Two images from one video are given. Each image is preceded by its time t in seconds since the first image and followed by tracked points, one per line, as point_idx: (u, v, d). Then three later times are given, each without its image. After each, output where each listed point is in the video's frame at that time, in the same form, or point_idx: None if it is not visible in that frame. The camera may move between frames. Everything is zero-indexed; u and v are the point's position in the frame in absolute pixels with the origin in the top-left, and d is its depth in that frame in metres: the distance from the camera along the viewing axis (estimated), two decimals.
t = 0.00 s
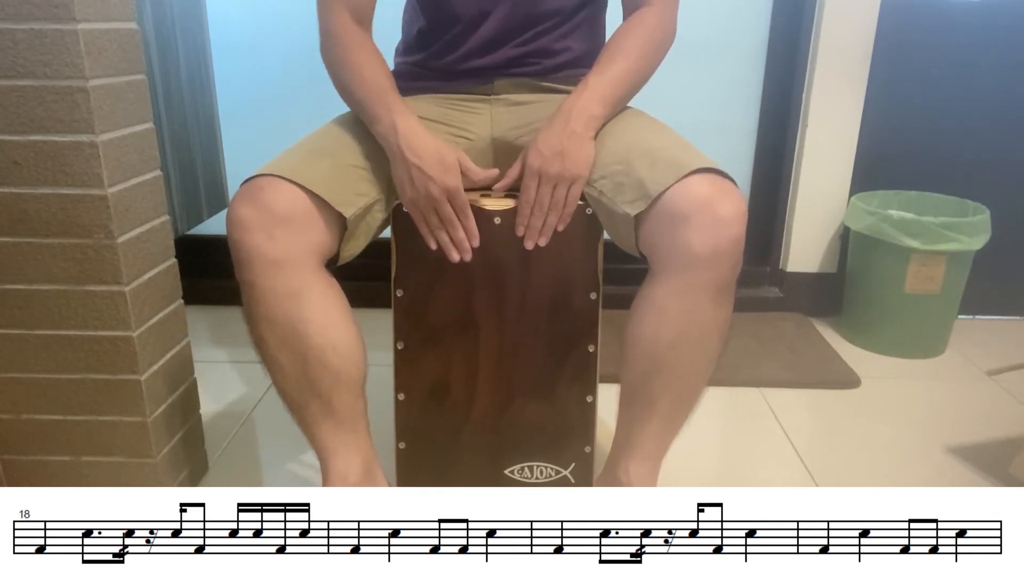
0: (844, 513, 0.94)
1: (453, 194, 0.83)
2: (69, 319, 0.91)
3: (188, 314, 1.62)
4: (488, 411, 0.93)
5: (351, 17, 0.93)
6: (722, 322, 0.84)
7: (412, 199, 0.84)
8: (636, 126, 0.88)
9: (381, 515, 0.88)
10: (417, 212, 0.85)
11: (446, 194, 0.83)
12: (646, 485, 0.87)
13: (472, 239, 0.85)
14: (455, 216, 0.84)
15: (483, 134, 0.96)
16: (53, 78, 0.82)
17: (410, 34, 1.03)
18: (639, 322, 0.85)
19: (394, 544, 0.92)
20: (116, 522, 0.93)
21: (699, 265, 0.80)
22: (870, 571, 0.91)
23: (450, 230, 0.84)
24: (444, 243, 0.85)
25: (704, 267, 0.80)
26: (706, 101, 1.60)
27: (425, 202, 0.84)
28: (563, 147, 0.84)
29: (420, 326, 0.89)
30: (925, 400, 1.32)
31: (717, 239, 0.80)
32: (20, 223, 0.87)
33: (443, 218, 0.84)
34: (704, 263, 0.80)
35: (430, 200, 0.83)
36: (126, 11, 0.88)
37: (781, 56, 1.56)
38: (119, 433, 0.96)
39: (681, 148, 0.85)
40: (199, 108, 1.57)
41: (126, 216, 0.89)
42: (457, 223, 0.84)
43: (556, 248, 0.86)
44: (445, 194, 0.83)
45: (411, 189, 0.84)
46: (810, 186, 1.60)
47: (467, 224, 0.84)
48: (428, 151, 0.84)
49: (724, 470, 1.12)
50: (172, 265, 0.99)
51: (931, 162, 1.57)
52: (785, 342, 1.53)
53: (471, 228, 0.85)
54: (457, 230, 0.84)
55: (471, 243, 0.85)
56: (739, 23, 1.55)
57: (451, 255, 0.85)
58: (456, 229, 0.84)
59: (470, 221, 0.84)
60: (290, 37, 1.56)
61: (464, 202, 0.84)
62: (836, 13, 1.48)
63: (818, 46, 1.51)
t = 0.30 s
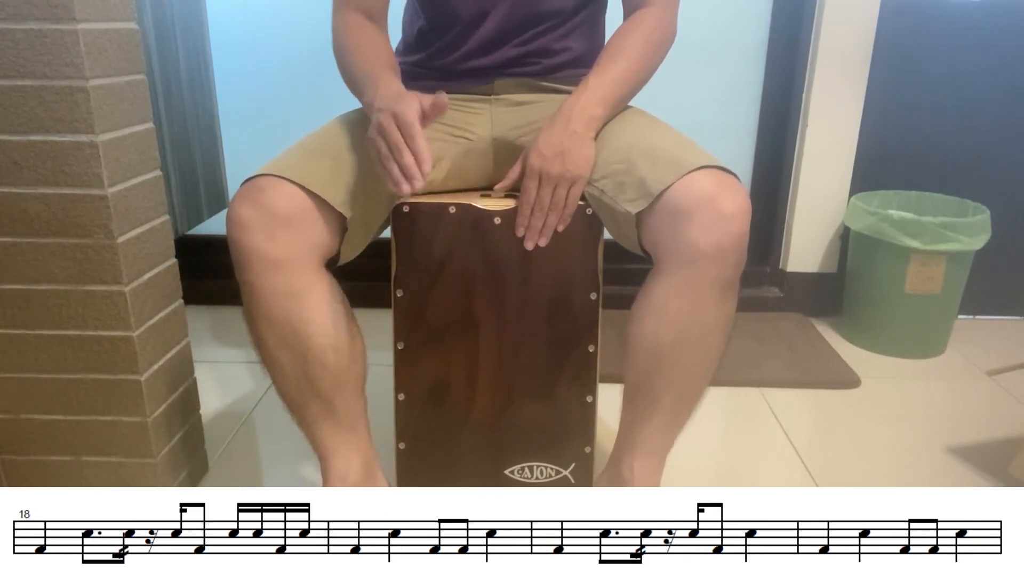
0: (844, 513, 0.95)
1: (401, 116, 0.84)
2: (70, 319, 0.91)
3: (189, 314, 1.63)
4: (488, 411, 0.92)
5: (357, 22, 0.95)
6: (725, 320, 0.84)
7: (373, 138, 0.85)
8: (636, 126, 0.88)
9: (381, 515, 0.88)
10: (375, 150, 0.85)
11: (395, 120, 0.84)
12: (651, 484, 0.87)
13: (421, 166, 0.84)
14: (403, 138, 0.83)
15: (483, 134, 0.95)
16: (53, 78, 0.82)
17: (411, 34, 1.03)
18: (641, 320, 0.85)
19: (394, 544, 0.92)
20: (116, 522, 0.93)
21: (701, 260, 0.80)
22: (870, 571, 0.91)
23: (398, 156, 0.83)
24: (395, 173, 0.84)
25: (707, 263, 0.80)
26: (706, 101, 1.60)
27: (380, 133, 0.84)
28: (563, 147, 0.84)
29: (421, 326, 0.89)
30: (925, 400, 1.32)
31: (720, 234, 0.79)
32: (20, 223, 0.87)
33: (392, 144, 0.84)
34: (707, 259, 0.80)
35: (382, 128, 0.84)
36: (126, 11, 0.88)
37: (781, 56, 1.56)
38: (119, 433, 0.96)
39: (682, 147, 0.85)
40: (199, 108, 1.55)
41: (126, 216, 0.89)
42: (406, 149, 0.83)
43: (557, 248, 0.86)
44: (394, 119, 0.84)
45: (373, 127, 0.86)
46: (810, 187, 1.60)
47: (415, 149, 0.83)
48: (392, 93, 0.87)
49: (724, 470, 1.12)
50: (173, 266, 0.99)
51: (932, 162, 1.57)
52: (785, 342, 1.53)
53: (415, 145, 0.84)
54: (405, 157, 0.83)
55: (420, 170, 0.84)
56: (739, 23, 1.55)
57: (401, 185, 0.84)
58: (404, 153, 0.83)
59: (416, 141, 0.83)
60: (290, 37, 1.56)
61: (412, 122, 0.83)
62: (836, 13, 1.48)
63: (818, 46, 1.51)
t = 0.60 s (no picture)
0: (844, 513, 0.94)
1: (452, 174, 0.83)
2: (70, 319, 0.91)
3: (189, 314, 1.63)
4: (488, 410, 0.93)
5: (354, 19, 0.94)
6: (725, 318, 0.84)
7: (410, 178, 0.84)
8: (636, 125, 0.88)
9: (381, 515, 0.88)
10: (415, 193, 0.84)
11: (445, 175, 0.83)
12: (651, 484, 0.87)
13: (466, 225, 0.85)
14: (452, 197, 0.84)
15: (483, 134, 0.96)
16: (53, 78, 0.82)
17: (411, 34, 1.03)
18: (642, 319, 0.85)
19: (394, 544, 0.91)
20: (116, 522, 0.92)
21: (702, 259, 0.80)
22: (870, 571, 0.91)
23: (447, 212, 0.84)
24: (439, 226, 0.85)
25: (708, 261, 0.80)
26: (706, 101, 1.60)
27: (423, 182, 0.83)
28: (563, 147, 0.84)
29: (420, 326, 0.89)
30: (925, 401, 1.32)
31: (720, 232, 0.79)
32: (20, 223, 0.87)
33: (441, 199, 0.84)
34: (708, 257, 0.80)
35: (429, 179, 0.83)
36: (126, 11, 0.88)
37: (781, 57, 1.56)
38: (119, 433, 0.96)
39: (681, 146, 0.85)
40: (200, 108, 1.56)
41: (126, 216, 0.89)
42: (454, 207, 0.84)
43: (558, 248, 0.86)
44: (444, 173, 0.83)
45: (410, 166, 0.84)
46: (810, 187, 1.60)
47: (464, 209, 0.84)
48: (431, 133, 0.85)
49: (724, 470, 1.12)
50: (172, 266, 0.99)
51: (931, 162, 1.57)
52: (785, 342, 1.53)
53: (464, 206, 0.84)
54: (454, 214, 0.84)
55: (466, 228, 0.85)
56: (739, 23, 1.55)
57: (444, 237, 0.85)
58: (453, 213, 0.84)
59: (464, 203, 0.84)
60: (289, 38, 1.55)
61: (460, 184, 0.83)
62: (836, 13, 1.48)
63: (818, 46, 1.51)
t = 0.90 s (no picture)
0: (844, 513, 0.94)
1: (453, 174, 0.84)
2: (69, 318, 0.91)
3: (189, 314, 1.63)
4: (489, 410, 0.93)
5: (354, 19, 0.94)
6: (724, 320, 0.84)
7: (410, 177, 0.85)
8: (636, 125, 0.88)
9: (381, 515, 0.88)
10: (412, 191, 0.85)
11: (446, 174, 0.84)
12: (650, 484, 0.87)
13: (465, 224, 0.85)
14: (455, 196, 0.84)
15: (483, 133, 0.96)
16: (53, 78, 0.82)
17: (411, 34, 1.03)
18: (640, 320, 0.85)
19: (394, 544, 0.91)
20: (116, 522, 0.92)
21: (700, 260, 0.80)
22: (870, 571, 0.91)
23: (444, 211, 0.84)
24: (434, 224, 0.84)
25: (706, 262, 0.80)
26: (706, 101, 1.60)
27: (423, 182, 0.84)
28: (564, 148, 0.84)
29: (421, 325, 0.89)
30: (925, 401, 1.32)
31: (718, 234, 0.79)
32: (20, 223, 0.87)
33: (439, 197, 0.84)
34: (706, 259, 0.80)
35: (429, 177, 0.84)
36: (126, 11, 0.88)
37: (781, 57, 1.56)
38: (119, 433, 0.96)
39: (681, 147, 0.85)
40: (200, 108, 1.56)
41: (126, 216, 0.89)
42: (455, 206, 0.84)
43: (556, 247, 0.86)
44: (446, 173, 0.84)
45: (411, 165, 0.85)
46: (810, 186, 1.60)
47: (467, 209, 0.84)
48: (432, 132, 0.85)
49: (724, 470, 1.12)
50: (173, 266, 0.99)
51: (931, 162, 1.57)
52: (785, 342, 1.53)
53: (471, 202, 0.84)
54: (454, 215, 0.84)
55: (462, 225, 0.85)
56: (740, 22, 1.54)
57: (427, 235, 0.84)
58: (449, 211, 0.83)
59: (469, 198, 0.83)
60: (289, 37, 1.55)
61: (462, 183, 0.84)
62: (836, 13, 1.48)
63: (818, 46, 1.51)
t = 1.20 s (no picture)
0: (844, 513, 0.94)
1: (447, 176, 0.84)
2: (69, 319, 0.91)
3: (189, 314, 1.63)
4: (489, 411, 0.93)
5: (354, 19, 0.94)
6: (724, 320, 0.84)
7: (407, 180, 0.85)
8: (636, 125, 0.88)
9: (381, 516, 0.88)
10: (407, 196, 0.85)
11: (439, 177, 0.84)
12: (651, 484, 0.87)
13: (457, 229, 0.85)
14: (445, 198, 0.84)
15: (483, 134, 0.96)
16: (53, 78, 0.82)
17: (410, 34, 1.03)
18: (642, 319, 0.85)
19: (394, 544, 0.91)
20: (116, 522, 0.92)
21: (701, 260, 0.80)
22: (870, 571, 0.91)
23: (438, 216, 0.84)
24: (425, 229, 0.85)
25: (707, 262, 0.80)
26: (706, 101, 1.60)
27: (420, 192, 0.84)
28: (568, 149, 0.84)
29: (421, 326, 0.89)
30: (925, 401, 1.32)
31: (720, 233, 0.79)
32: (20, 222, 0.87)
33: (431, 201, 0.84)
34: (707, 258, 0.80)
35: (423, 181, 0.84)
36: (126, 11, 0.88)
37: (781, 57, 1.56)
38: (119, 433, 0.96)
39: (681, 147, 0.85)
40: (200, 108, 1.56)
41: (126, 216, 0.89)
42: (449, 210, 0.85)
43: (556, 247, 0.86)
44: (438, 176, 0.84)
45: (406, 167, 0.85)
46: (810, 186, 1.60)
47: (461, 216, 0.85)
48: (429, 131, 0.86)
49: (724, 470, 1.12)
50: (173, 266, 0.99)
51: (930, 162, 1.57)
52: (785, 342, 1.53)
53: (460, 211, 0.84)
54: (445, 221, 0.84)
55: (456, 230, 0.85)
56: (740, 22, 1.54)
57: (426, 240, 0.85)
58: (446, 218, 0.84)
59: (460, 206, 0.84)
60: (289, 37, 1.55)
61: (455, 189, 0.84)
62: (836, 13, 1.48)
63: (818, 46, 1.51)
